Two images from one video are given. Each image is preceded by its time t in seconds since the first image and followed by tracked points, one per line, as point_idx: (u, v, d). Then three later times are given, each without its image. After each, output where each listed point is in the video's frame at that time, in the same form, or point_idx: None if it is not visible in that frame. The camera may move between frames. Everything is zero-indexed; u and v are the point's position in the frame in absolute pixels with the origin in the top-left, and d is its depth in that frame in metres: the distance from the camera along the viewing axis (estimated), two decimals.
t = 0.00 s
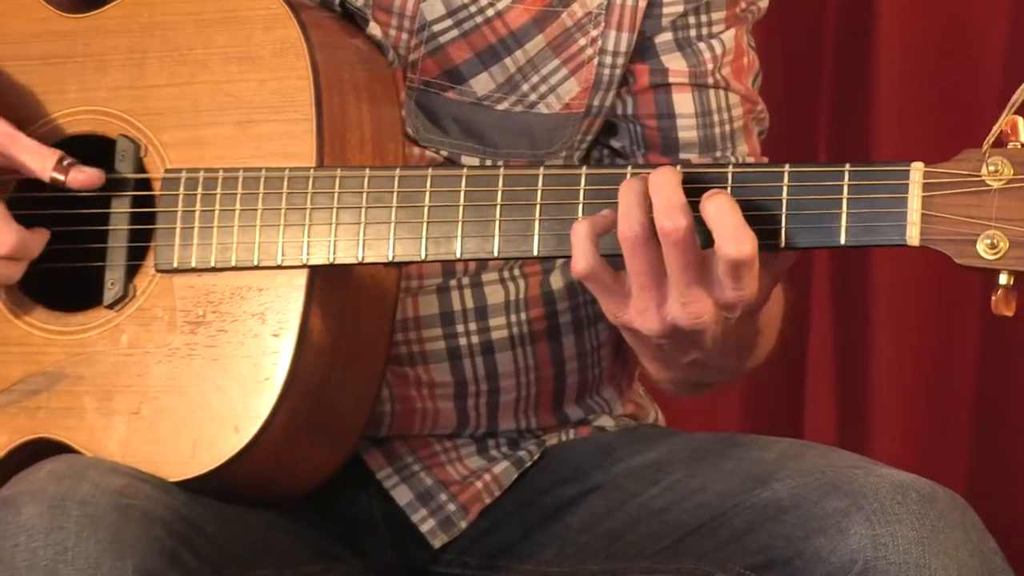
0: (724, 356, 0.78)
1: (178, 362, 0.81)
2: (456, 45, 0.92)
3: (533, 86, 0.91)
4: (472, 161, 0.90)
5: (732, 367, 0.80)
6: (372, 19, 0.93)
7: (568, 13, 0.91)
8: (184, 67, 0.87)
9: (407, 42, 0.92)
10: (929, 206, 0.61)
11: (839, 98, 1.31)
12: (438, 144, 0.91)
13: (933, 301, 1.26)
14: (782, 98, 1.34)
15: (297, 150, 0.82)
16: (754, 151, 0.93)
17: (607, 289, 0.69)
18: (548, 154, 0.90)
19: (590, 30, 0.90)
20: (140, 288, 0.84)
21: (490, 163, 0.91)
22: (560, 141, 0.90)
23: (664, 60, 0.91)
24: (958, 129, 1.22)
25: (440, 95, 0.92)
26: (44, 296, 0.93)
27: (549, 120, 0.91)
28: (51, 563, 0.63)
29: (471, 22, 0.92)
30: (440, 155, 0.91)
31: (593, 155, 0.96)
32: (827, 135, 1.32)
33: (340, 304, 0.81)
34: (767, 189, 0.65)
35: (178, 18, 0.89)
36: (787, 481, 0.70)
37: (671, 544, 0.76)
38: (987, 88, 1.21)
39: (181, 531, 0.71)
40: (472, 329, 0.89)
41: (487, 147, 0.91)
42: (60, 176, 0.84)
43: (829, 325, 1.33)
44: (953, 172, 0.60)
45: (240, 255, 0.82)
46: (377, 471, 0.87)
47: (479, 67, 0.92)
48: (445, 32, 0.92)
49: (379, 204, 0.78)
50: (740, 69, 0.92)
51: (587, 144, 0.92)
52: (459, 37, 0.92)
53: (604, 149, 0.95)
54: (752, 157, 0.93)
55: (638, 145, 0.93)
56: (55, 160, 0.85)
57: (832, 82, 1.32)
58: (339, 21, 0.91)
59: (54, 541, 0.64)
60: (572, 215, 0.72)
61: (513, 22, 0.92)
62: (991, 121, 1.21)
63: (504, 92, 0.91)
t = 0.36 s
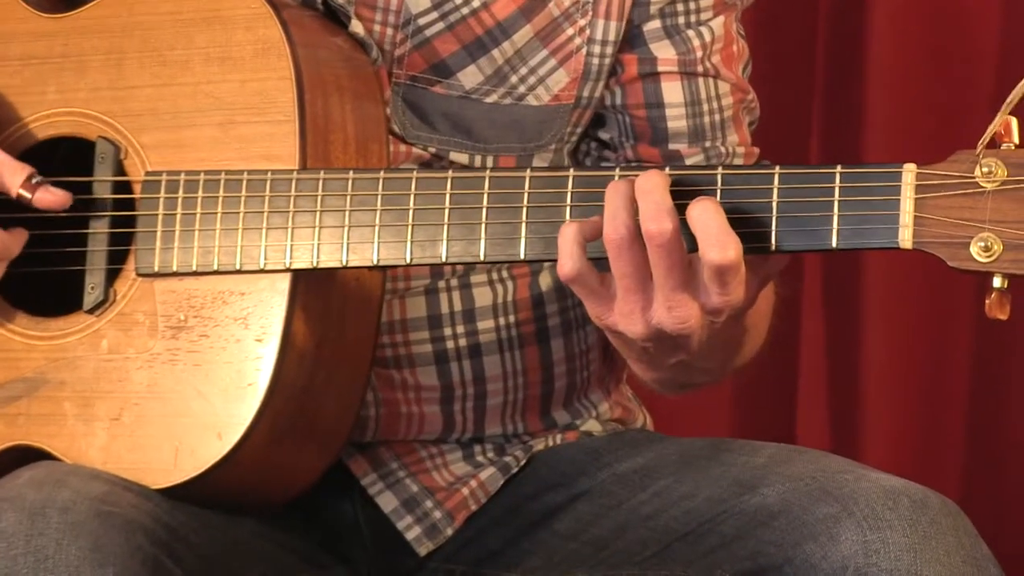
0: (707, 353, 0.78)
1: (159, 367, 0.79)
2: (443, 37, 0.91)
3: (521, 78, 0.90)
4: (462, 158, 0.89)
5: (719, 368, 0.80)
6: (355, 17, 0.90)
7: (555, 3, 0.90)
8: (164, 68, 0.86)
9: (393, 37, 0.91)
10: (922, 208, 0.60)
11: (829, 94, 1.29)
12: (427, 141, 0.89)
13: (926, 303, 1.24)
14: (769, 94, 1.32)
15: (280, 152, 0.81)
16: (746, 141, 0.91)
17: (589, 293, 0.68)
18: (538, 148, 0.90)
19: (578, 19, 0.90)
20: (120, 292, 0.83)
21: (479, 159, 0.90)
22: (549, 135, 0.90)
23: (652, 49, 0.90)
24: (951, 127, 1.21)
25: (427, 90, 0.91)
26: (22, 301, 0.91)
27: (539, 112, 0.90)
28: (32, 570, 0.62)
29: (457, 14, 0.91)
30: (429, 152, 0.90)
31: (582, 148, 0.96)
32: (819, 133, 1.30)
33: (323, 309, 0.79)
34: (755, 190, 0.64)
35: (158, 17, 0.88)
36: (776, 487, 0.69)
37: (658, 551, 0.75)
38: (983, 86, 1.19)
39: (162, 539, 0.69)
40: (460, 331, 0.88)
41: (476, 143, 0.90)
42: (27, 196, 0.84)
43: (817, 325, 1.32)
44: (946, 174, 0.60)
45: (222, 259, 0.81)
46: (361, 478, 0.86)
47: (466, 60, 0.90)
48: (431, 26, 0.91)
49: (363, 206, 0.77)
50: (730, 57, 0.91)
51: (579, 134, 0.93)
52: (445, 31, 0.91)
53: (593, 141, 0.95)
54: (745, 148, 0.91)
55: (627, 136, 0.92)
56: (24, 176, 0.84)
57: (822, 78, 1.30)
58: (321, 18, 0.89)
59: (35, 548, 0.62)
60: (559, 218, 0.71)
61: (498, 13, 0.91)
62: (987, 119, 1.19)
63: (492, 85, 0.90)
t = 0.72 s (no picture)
0: (706, 355, 0.77)
1: (146, 371, 0.78)
2: (433, 37, 0.90)
3: (512, 78, 0.90)
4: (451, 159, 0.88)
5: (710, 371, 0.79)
6: (345, 14, 0.90)
7: (546, 2, 0.89)
8: (152, 66, 0.85)
9: (382, 36, 0.90)
10: (920, 211, 0.60)
11: (825, 93, 1.29)
12: (416, 141, 0.89)
13: (926, 305, 1.24)
14: (766, 92, 1.31)
15: (268, 152, 0.80)
16: (744, 140, 0.90)
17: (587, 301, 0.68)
18: (530, 148, 0.89)
19: (570, 19, 0.89)
20: (106, 294, 0.82)
21: (468, 160, 0.89)
22: (540, 136, 0.89)
23: (647, 48, 0.90)
24: (949, 126, 1.21)
25: (417, 90, 0.90)
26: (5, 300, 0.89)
27: (529, 113, 0.89)
28: None
29: (447, 13, 0.90)
30: (418, 152, 0.89)
31: (578, 150, 0.94)
32: (816, 133, 1.29)
33: (314, 310, 0.78)
34: (750, 193, 0.64)
35: (146, 15, 0.87)
36: (771, 491, 0.69)
37: (651, 557, 0.74)
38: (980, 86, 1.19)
39: (148, 545, 0.68)
40: (450, 335, 0.87)
41: (466, 143, 0.89)
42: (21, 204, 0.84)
43: (815, 325, 1.31)
44: (946, 178, 0.59)
45: (209, 260, 0.79)
46: (350, 482, 0.85)
47: (457, 60, 0.90)
48: (421, 25, 0.90)
49: (353, 207, 0.75)
50: (727, 54, 0.90)
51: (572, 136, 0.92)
52: (435, 30, 0.90)
53: (589, 143, 0.94)
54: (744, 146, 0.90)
55: (624, 137, 0.91)
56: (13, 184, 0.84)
57: (819, 78, 1.29)
58: (309, 17, 0.88)
59: (18, 554, 0.62)
60: (551, 220, 0.70)
61: (490, 12, 0.90)
62: (986, 120, 1.19)
63: (483, 85, 0.89)
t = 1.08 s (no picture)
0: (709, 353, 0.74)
1: (127, 371, 0.77)
2: (415, 37, 0.88)
3: (495, 79, 0.88)
4: (433, 160, 0.87)
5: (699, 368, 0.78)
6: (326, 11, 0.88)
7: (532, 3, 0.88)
8: (131, 62, 0.83)
9: (363, 34, 0.89)
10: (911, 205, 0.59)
11: (821, 87, 1.28)
12: (398, 142, 0.87)
13: (918, 298, 1.22)
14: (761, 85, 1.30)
15: (249, 148, 0.79)
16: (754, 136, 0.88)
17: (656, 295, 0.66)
18: (513, 149, 0.88)
19: (556, 20, 0.87)
20: (86, 294, 0.80)
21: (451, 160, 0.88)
22: (525, 134, 0.88)
23: (647, 47, 0.88)
24: (946, 121, 1.19)
25: (399, 89, 0.89)
26: None
27: (513, 113, 0.88)
28: None
29: (430, 12, 0.88)
30: (399, 152, 0.88)
31: (586, 155, 0.92)
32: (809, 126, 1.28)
33: (296, 309, 0.77)
34: (739, 187, 0.63)
35: (125, 11, 0.85)
36: (763, 495, 0.68)
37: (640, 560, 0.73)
38: (978, 81, 1.18)
39: (130, 548, 0.68)
40: (434, 336, 0.86)
41: (449, 144, 0.88)
42: None
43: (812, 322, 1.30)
44: (938, 168, 0.58)
45: (190, 258, 0.78)
46: (335, 484, 0.85)
47: (438, 60, 0.88)
48: (403, 24, 0.88)
49: (335, 205, 0.74)
50: (728, 51, 0.88)
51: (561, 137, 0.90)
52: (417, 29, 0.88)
53: (597, 148, 0.91)
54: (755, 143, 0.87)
55: (631, 141, 0.88)
56: None
57: (812, 71, 1.28)
58: (292, 13, 0.87)
59: None
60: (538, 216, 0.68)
61: (473, 11, 0.88)
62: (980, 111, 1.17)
63: (465, 85, 0.88)
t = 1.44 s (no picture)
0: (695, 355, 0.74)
1: (103, 374, 0.76)
2: (398, 34, 0.87)
3: (479, 78, 0.87)
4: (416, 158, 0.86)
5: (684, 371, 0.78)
6: (307, 9, 0.87)
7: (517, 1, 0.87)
8: (108, 60, 0.82)
9: (346, 32, 0.87)
10: (898, 205, 0.58)
11: (809, 86, 1.27)
12: (380, 141, 0.86)
13: (908, 301, 1.21)
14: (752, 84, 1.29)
15: (229, 148, 0.77)
16: (754, 132, 0.87)
17: (711, 311, 0.66)
18: (497, 148, 0.87)
19: (541, 19, 0.86)
20: (62, 295, 0.79)
21: (435, 160, 0.86)
22: (510, 134, 0.87)
23: (644, 42, 0.86)
24: (938, 119, 1.19)
25: (381, 88, 0.87)
26: None
27: (497, 113, 0.87)
28: None
29: (413, 9, 0.87)
30: (382, 152, 0.86)
31: (586, 156, 0.91)
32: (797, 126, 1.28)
33: (274, 311, 0.75)
34: (724, 186, 0.62)
35: (103, 8, 0.83)
36: (750, 499, 0.67)
37: (626, 567, 0.72)
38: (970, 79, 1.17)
39: (106, 554, 0.66)
40: (416, 338, 0.85)
41: (432, 143, 0.87)
42: None
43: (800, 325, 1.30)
44: (925, 168, 0.57)
45: (168, 259, 0.76)
46: (315, 489, 0.83)
47: (422, 58, 0.87)
48: (386, 21, 0.87)
49: (316, 205, 0.73)
50: (726, 45, 0.87)
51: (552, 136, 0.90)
52: (400, 27, 0.87)
53: (597, 149, 0.90)
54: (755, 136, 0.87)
55: (632, 139, 0.87)
56: None
57: (800, 71, 1.28)
58: (274, 11, 0.86)
59: None
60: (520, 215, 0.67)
61: (457, 10, 0.87)
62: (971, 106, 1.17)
63: (449, 85, 0.87)
